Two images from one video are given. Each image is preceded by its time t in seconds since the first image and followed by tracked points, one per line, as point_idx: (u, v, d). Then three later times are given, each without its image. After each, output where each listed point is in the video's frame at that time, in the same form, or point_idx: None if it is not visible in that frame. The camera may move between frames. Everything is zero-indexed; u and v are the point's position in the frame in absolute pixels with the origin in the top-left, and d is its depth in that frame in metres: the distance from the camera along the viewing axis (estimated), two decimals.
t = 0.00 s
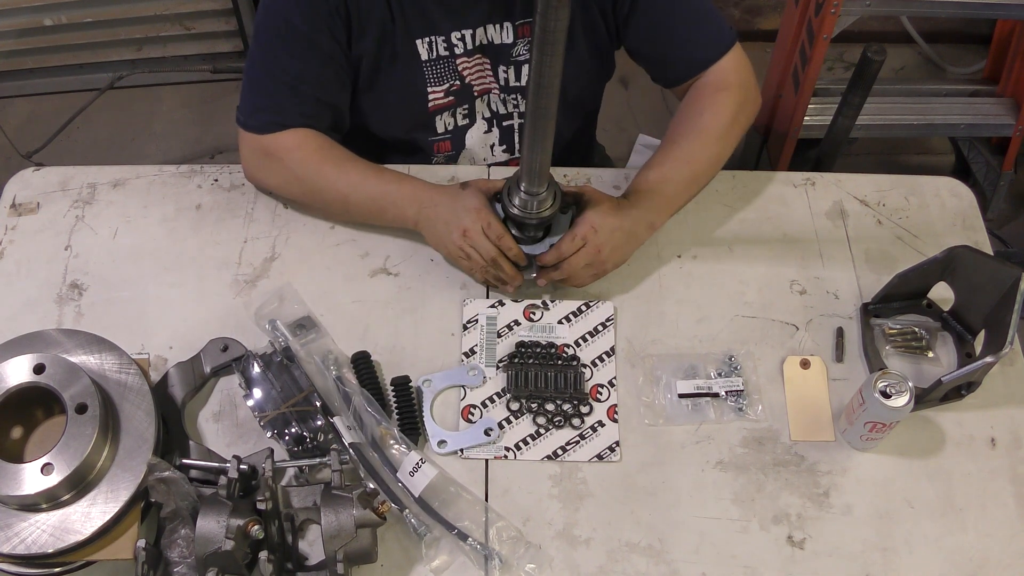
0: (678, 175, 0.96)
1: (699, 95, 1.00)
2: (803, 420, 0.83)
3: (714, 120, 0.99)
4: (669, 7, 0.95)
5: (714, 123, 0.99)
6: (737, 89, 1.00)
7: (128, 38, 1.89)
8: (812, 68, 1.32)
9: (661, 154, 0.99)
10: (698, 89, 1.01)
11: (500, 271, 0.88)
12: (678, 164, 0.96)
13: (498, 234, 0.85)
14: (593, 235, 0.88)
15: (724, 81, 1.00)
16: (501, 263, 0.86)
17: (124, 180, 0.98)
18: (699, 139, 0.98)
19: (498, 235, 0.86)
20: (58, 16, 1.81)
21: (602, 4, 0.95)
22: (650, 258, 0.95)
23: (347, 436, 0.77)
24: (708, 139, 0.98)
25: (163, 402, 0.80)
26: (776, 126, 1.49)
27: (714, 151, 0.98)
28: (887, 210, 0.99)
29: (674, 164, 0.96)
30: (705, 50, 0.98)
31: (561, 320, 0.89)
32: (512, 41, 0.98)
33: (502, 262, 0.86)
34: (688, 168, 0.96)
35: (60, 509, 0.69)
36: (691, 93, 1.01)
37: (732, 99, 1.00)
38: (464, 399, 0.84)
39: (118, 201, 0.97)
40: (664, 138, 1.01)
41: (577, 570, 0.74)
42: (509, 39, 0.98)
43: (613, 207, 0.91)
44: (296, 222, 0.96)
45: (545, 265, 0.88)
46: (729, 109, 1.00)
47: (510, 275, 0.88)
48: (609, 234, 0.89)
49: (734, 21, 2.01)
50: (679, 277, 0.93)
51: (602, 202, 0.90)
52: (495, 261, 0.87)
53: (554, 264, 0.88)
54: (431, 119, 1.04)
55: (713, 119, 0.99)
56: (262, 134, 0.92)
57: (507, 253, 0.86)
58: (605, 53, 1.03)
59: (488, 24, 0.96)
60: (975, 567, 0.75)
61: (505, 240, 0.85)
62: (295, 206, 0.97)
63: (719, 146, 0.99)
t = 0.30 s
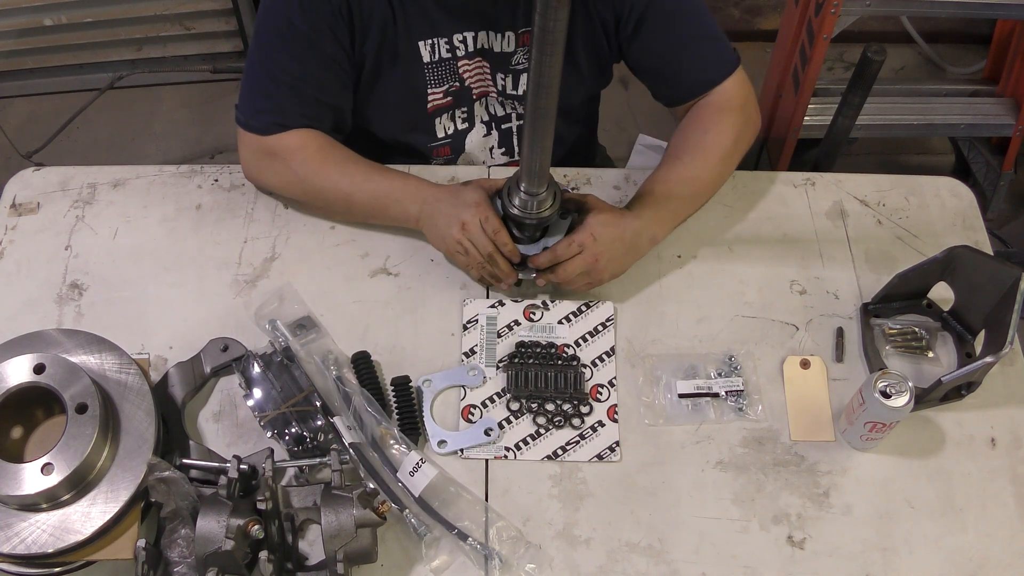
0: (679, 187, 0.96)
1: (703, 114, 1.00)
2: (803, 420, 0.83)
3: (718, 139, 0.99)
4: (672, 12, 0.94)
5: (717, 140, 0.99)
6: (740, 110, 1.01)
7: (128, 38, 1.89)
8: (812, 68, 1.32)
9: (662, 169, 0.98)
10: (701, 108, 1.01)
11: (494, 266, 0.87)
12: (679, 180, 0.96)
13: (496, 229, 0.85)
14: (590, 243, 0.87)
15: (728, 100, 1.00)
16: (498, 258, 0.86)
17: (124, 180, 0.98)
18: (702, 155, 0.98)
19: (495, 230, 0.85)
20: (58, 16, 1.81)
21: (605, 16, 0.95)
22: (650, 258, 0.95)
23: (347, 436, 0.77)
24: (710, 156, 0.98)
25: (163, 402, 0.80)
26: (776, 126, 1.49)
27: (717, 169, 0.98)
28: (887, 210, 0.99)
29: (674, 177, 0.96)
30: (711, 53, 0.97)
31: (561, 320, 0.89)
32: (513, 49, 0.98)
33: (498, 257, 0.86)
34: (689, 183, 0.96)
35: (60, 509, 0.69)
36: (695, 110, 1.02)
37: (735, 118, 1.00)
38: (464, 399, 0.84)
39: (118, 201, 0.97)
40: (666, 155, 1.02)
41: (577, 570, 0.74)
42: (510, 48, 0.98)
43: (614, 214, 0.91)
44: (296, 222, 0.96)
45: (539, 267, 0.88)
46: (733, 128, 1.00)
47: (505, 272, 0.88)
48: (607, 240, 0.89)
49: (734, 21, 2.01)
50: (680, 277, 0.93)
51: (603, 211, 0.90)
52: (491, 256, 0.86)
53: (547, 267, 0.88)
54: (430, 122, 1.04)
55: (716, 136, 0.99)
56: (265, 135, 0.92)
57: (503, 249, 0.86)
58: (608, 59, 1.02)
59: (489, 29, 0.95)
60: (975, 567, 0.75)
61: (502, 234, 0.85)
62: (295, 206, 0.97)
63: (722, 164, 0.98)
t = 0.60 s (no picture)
0: (675, 183, 0.96)
1: (701, 110, 1.00)
2: (803, 420, 0.83)
3: (715, 135, 0.99)
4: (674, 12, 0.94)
5: (714, 136, 0.99)
6: (739, 109, 1.01)
7: (128, 38, 1.89)
8: (812, 68, 1.32)
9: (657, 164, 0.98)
10: (699, 104, 1.01)
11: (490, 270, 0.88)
12: (675, 175, 0.96)
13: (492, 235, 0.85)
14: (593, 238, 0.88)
15: (727, 99, 1.00)
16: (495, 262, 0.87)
17: (124, 180, 0.98)
18: (700, 149, 0.98)
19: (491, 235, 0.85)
20: (57, 16, 1.81)
21: (609, 17, 0.95)
22: (650, 258, 0.95)
23: (347, 436, 0.77)
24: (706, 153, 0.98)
25: (163, 402, 0.80)
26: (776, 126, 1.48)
27: (713, 165, 0.98)
28: (887, 210, 0.99)
29: (669, 173, 0.96)
30: (711, 53, 0.97)
31: (561, 320, 0.89)
32: (517, 52, 0.98)
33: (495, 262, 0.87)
34: (684, 179, 0.96)
35: (60, 509, 0.69)
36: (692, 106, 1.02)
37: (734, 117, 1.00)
38: (464, 398, 0.84)
39: (118, 201, 0.97)
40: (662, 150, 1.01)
41: (577, 570, 0.74)
42: (514, 50, 0.98)
43: (614, 212, 0.90)
44: (296, 222, 0.96)
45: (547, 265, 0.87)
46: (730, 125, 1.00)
47: (501, 274, 0.88)
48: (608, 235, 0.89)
49: (734, 21, 2.01)
50: (680, 277, 0.93)
51: (603, 208, 0.90)
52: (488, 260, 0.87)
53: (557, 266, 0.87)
54: (432, 120, 1.04)
55: (713, 133, 0.99)
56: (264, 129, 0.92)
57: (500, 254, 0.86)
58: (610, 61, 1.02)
59: (493, 31, 0.96)
60: (975, 567, 0.75)
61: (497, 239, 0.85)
62: (295, 206, 0.97)
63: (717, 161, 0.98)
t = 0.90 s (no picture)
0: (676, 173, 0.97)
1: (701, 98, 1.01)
2: (803, 420, 0.83)
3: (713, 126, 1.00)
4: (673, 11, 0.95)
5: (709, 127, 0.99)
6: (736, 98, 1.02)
7: (129, 38, 1.89)
8: (812, 68, 1.32)
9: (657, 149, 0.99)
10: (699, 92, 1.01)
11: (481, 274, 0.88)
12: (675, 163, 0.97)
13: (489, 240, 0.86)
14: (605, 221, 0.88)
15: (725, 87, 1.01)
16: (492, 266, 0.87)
17: (124, 180, 0.98)
18: (698, 136, 0.99)
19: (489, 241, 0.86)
20: (57, 16, 1.81)
21: (614, 16, 0.95)
22: (650, 258, 0.95)
23: (347, 436, 0.77)
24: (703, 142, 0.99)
25: (163, 403, 0.80)
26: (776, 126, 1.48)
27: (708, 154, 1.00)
28: (887, 210, 0.99)
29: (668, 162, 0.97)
30: (708, 50, 0.98)
31: (561, 320, 0.89)
32: (521, 54, 0.98)
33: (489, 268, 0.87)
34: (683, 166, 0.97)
35: (60, 509, 0.69)
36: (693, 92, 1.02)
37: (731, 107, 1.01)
38: (464, 399, 0.84)
39: (118, 201, 0.97)
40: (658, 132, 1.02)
41: (577, 570, 0.74)
42: (518, 52, 0.98)
43: (618, 206, 0.90)
44: (297, 222, 0.96)
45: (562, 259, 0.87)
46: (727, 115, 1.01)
47: (495, 276, 0.88)
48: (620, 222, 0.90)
49: (734, 21, 2.01)
50: (680, 277, 0.93)
51: (605, 200, 0.90)
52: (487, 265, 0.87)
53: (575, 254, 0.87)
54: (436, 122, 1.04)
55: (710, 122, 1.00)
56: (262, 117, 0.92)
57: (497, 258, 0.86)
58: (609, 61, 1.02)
59: (497, 37, 0.96)
60: (975, 567, 0.75)
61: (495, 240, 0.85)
62: (295, 206, 0.97)
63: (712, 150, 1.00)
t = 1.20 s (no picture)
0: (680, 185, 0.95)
1: (697, 110, 1.00)
2: (803, 420, 0.83)
3: (712, 135, 0.99)
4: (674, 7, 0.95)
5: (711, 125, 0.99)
6: (734, 106, 1.01)
7: (128, 38, 1.89)
8: (812, 68, 1.32)
9: (661, 164, 0.98)
10: (694, 105, 1.01)
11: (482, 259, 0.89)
12: (677, 174, 0.96)
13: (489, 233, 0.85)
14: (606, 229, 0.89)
15: (720, 96, 1.01)
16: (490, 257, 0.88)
17: (124, 180, 0.98)
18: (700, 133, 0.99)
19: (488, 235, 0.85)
20: (58, 16, 1.81)
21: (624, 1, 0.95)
22: (650, 258, 0.95)
23: (347, 436, 0.77)
24: (706, 152, 0.98)
25: (163, 403, 0.80)
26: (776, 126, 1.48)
27: (715, 163, 0.98)
28: (887, 210, 0.99)
29: (673, 174, 0.96)
30: (710, 48, 0.98)
31: (561, 321, 0.89)
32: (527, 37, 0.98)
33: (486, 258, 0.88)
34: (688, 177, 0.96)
35: (60, 509, 0.69)
36: (688, 105, 1.02)
37: (729, 115, 1.00)
38: (464, 399, 0.84)
39: (118, 201, 0.97)
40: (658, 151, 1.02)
41: (577, 570, 0.74)
42: (524, 35, 0.97)
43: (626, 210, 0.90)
44: (297, 222, 0.96)
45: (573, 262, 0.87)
46: (727, 123, 1.00)
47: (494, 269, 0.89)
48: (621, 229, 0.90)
49: (734, 21, 2.01)
50: (680, 277, 0.93)
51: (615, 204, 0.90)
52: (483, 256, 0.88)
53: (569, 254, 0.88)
54: (440, 109, 1.03)
55: (710, 131, 0.99)
56: (265, 110, 0.93)
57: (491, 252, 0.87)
58: (610, 61, 1.02)
59: (506, 17, 0.95)
60: (975, 567, 0.75)
61: (493, 229, 0.84)
62: (295, 206, 0.97)
63: (717, 159, 0.98)
